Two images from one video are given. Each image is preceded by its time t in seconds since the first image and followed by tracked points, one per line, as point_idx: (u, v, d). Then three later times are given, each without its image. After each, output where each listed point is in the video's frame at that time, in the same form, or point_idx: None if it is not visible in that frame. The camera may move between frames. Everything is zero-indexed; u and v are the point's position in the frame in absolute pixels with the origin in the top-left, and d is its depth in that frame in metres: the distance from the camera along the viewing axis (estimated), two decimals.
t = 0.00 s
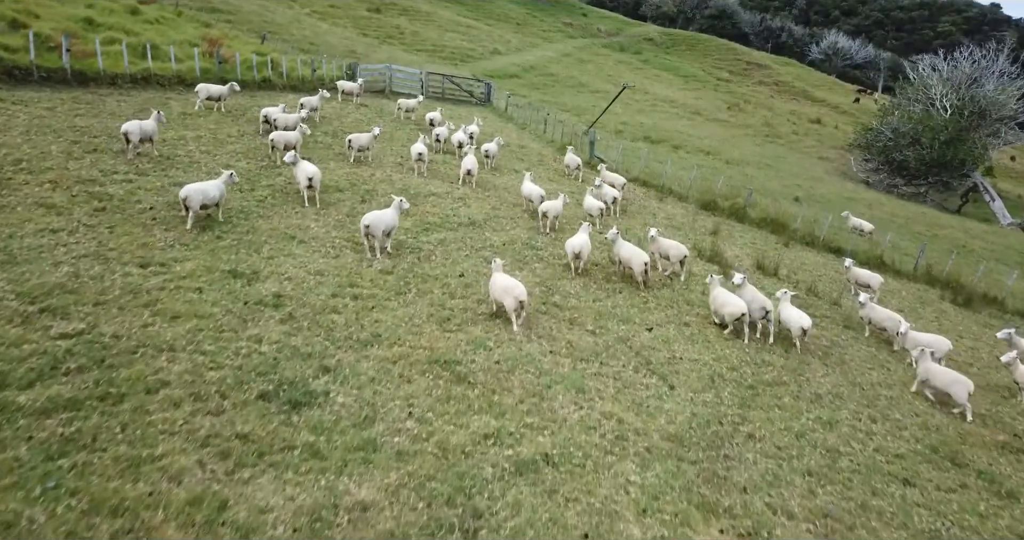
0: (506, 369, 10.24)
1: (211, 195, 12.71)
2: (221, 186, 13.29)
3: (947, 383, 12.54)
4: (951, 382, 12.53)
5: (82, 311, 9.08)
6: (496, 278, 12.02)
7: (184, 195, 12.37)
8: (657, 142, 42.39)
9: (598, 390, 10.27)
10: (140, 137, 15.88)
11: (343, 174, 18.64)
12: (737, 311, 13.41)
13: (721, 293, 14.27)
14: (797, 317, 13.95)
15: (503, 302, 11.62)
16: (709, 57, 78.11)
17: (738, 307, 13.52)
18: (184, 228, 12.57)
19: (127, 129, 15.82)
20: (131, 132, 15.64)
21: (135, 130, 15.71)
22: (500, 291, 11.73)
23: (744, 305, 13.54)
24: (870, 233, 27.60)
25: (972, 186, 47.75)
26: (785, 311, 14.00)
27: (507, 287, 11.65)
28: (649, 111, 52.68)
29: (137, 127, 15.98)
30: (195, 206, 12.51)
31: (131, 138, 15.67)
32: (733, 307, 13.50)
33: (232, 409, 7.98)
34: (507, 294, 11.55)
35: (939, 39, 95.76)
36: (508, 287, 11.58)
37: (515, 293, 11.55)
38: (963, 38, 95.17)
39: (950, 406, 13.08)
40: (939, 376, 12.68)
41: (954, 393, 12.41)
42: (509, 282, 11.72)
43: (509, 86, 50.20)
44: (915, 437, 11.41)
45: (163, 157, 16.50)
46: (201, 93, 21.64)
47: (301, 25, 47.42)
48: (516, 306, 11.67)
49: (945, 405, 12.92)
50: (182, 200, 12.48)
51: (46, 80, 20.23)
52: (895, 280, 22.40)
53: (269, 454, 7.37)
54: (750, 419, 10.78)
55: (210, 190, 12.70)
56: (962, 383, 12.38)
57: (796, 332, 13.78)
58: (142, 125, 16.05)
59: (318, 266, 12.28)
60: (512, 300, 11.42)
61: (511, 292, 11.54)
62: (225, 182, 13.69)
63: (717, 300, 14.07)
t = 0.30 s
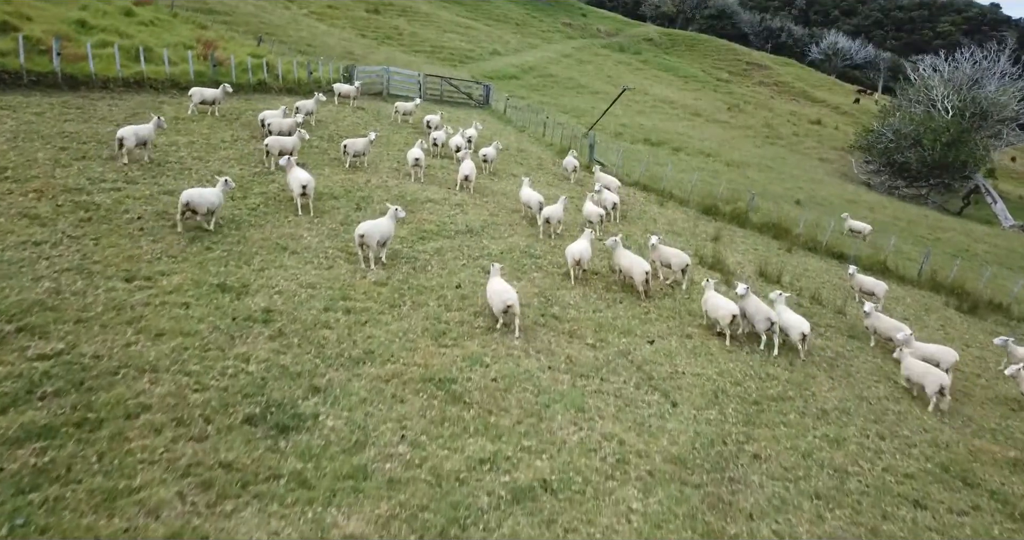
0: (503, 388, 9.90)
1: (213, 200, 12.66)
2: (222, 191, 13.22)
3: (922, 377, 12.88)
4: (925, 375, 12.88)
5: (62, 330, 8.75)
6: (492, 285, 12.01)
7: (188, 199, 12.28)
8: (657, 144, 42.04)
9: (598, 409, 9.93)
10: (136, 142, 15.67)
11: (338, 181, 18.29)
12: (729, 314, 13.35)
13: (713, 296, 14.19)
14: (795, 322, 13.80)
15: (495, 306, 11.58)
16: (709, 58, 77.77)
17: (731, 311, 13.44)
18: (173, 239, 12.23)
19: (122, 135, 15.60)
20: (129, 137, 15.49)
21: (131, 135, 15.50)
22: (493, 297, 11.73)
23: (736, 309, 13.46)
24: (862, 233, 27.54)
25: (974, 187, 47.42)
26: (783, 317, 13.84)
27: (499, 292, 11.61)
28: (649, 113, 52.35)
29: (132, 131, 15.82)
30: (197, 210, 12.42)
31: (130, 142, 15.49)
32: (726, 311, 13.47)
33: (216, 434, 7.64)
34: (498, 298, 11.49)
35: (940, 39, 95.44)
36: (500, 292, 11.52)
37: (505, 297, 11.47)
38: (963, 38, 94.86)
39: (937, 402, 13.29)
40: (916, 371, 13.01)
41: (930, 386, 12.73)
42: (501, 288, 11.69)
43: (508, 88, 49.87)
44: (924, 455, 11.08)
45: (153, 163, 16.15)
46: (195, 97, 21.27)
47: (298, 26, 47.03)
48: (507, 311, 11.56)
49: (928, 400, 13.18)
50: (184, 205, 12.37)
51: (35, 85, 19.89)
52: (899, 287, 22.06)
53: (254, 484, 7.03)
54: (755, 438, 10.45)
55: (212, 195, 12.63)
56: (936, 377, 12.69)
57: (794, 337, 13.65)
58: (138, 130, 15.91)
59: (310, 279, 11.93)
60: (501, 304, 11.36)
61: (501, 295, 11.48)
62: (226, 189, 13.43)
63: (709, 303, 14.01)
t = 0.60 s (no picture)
0: (501, 404, 9.62)
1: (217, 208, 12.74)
2: (223, 197, 13.25)
3: (902, 369, 13.25)
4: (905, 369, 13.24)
5: (44, 346, 8.47)
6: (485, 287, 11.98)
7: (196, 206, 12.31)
8: (657, 146, 41.75)
9: (598, 426, 9.65)
10: (136, 146, 15.71)
11: (334, 186, 18.01)
12: (723, 316, 13.31)
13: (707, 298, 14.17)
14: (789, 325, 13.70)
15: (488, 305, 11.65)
16: (709, 58, 77.50)
17: (725, 312, 13.41)
18: (163, 249, 11.94)
19: (121, 139, 15.52)
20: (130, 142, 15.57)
21: (132, 139, 15.60)
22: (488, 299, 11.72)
23: (731, 310, 13.45)
24: (861, 236, 27.26)
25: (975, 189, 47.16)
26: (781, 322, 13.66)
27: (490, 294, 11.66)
28: (649, 114, 52.07)
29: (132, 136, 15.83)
30: (200, 218, 12.42)
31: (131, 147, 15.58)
32: (720, 312, 13.41)
33: (201, 457, 7.35)
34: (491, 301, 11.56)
35: (940, 39, 95.18)
36: (491, 295, 11.55)
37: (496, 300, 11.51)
38: (962, 38, 94.79)
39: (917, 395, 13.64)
40: (898, 364, 13.37)
41: (906, 379, 13.11)
42: (492, 291, 11.69)
43: (507, 89, 49.60)
44: (932, 470, 10.80)
45: (145, 169, 15.87)
46: (190, 101, 21.01)
47: (296, 27, 46.74)
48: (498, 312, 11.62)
49: (908, 391, 13.63)
50: (187, 213, 12.37)
51: (27, 88, 19.61)
52: (902, 292, 21.80)
53: (239, 511, 6.74)
54: (760, 454, 10.17)
55: (216, 203, 12.73)
56: (914, 370, 13.03)
57: (790, 340, 13.51)
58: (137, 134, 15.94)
59: (304, 289, 11.64)
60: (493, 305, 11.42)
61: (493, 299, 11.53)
62: (228, 194, 13.54)
63: (703, 305, 13.96)
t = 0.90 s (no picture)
0: (499, 415, 9.32)
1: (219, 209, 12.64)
2: (227, 196, 13.07)
3: (890, 361, 13.71)
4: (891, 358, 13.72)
5: (26, 356, 8.19)
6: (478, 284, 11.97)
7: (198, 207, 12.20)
8: (657, 146, 41.46)
9: (600, 437, 9.36)
10: (133, 147, 15.60)
11: (330, 188, 17.71)
12: (718, 313, 13.37)
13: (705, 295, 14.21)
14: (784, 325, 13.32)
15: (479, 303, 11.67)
16: (709, 58, 77.25)
17: (718, 309, 13.46)
18: (152, 253, 11.65)
19: (120, 139, 15.45)
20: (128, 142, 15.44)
21: (129, 140, 15.49)
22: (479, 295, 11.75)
23: (725, 307, 13.49)
24: (861, 236, 27.04)
25: (977, 190, 46.91)
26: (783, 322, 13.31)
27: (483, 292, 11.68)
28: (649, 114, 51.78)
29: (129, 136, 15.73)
30: (203, 218, 12.28)
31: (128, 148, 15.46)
32: (714, 309, 13.47)
33: (187, 473, 7.05)
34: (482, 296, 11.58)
35: (940, 39, 94.94)
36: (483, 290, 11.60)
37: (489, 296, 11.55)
38: (962, 38, 94.50)
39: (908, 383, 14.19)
40: (883, 356, 13.81)
41: (896, 370, 13.61)
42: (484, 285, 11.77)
43: (506, 89, 49.32)
44: (943, 481, 10.52)
45: (137, 171, 15.58)
46: (187, 101, 20.84)
47: (294, 27, 46.44)
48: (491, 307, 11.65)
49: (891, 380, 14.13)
50: (189, 213, 12.26)
51: (18, 88, 19.32)
52: (906, 295, 21.52)
53: (225, 531, 6.44)
54: (766, 464, 9.88)
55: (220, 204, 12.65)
56: (901, 360, 13.53)
57: (791, 342, 13.21)
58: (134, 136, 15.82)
59: (297, 295, 11.35)
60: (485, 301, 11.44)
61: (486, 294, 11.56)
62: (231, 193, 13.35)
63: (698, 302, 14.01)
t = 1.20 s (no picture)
0: (498, 424, 9.03)
1: (223, 204, 12.57)
2: (229, 194, 13.04)
3: (875, 351, 13.92)
4: (877, 349, 13.90)
5: (6, 364, 7.89)
6: (468, 278, 12.00)
7: (201, 203, 12.11)
8: (658, 146, 41.17)
9: (602, 446, 9.07)
10: (128, 145, 15.33)
11: (326, 188, 17.43)
12: (716, 311, 13.21)
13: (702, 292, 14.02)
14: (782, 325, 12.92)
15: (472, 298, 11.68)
16: (709, 57, 77.00)
17: (717, 307, 13.29)
18: (142, 256, 11.34)
19: (114, 138, 15.17)
20: (123, 141, 15.16)
21: (124, 138, 15.20)
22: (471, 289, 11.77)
23: (723, 304, 13.32)
24: (863, 236, 26.80)
25: (979, 190, 46.63)
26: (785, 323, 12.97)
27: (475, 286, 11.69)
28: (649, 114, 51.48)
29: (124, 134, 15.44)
30: (206, 216, 12.24)
31: (123, 146, 15.17)
32: (713, 307, 13.30)
33: (171, 488, 6.74)
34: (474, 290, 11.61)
35: (940, 39, 94.70)
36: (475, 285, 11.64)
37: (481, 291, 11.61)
38: (962, 38, 94.23)
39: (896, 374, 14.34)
40: (870, 346, 14.03)
41: (881, 360, 13.81)
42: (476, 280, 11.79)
43: (506, 88, 49.01)
44: (954, 491, 10.22)
45: (129, 171, 15.27)
46: (186, 104, 20.56)
47: (292, 26, 46.13)
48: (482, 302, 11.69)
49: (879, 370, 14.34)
50: (191, 211, 12.18)
51: (10, 87, 19.01)
52: (911, 297, 21.24)
53: None
54: (773, 474, 9.58)
55: (222, 199, 12.59)
56: (886, 350, 13.74)
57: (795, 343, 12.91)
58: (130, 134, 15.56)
59: (290, 299, 11.05)
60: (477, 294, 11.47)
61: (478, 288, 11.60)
62: (234, 189, 13.42)
63: (696, 299, 13.79)
